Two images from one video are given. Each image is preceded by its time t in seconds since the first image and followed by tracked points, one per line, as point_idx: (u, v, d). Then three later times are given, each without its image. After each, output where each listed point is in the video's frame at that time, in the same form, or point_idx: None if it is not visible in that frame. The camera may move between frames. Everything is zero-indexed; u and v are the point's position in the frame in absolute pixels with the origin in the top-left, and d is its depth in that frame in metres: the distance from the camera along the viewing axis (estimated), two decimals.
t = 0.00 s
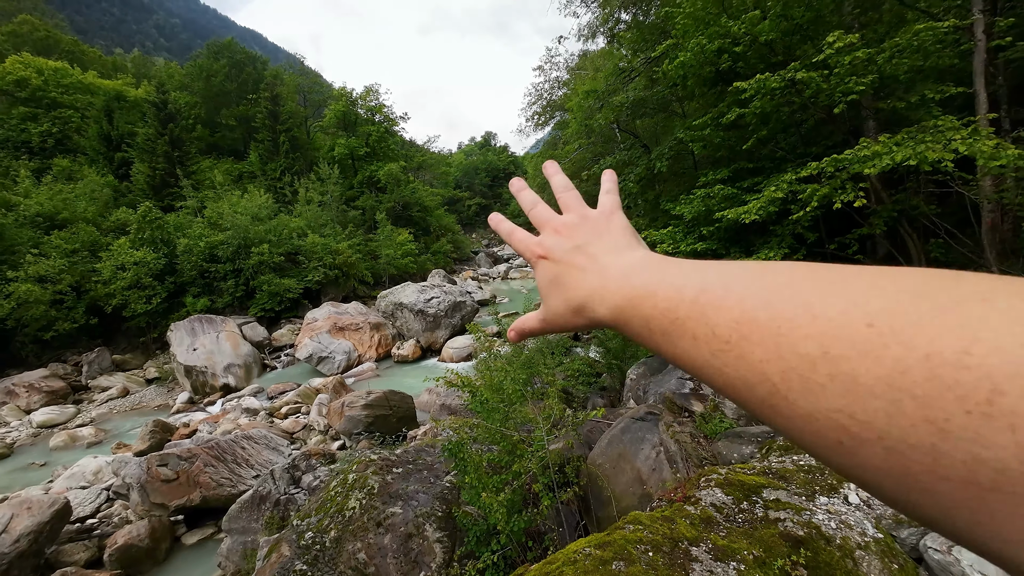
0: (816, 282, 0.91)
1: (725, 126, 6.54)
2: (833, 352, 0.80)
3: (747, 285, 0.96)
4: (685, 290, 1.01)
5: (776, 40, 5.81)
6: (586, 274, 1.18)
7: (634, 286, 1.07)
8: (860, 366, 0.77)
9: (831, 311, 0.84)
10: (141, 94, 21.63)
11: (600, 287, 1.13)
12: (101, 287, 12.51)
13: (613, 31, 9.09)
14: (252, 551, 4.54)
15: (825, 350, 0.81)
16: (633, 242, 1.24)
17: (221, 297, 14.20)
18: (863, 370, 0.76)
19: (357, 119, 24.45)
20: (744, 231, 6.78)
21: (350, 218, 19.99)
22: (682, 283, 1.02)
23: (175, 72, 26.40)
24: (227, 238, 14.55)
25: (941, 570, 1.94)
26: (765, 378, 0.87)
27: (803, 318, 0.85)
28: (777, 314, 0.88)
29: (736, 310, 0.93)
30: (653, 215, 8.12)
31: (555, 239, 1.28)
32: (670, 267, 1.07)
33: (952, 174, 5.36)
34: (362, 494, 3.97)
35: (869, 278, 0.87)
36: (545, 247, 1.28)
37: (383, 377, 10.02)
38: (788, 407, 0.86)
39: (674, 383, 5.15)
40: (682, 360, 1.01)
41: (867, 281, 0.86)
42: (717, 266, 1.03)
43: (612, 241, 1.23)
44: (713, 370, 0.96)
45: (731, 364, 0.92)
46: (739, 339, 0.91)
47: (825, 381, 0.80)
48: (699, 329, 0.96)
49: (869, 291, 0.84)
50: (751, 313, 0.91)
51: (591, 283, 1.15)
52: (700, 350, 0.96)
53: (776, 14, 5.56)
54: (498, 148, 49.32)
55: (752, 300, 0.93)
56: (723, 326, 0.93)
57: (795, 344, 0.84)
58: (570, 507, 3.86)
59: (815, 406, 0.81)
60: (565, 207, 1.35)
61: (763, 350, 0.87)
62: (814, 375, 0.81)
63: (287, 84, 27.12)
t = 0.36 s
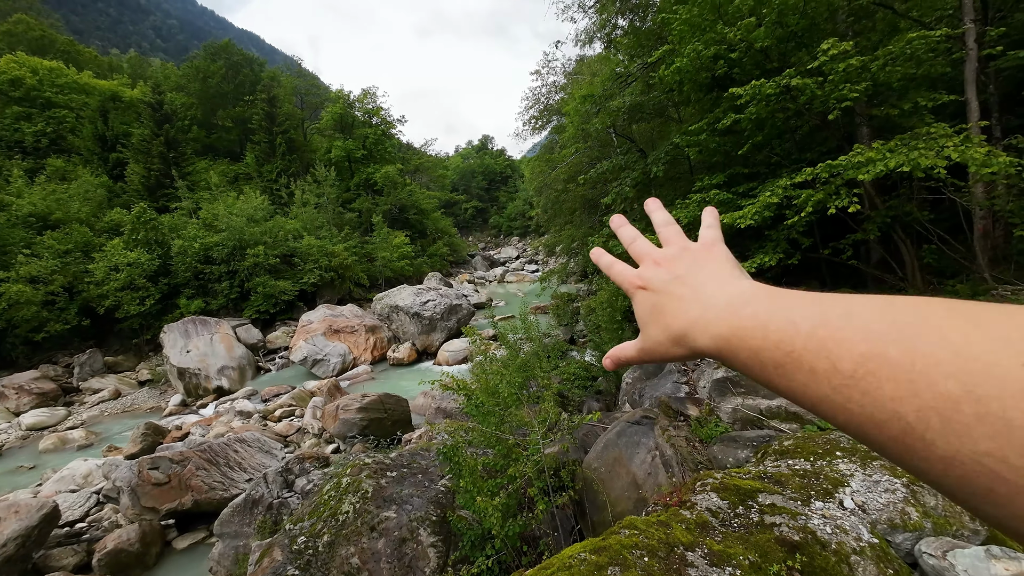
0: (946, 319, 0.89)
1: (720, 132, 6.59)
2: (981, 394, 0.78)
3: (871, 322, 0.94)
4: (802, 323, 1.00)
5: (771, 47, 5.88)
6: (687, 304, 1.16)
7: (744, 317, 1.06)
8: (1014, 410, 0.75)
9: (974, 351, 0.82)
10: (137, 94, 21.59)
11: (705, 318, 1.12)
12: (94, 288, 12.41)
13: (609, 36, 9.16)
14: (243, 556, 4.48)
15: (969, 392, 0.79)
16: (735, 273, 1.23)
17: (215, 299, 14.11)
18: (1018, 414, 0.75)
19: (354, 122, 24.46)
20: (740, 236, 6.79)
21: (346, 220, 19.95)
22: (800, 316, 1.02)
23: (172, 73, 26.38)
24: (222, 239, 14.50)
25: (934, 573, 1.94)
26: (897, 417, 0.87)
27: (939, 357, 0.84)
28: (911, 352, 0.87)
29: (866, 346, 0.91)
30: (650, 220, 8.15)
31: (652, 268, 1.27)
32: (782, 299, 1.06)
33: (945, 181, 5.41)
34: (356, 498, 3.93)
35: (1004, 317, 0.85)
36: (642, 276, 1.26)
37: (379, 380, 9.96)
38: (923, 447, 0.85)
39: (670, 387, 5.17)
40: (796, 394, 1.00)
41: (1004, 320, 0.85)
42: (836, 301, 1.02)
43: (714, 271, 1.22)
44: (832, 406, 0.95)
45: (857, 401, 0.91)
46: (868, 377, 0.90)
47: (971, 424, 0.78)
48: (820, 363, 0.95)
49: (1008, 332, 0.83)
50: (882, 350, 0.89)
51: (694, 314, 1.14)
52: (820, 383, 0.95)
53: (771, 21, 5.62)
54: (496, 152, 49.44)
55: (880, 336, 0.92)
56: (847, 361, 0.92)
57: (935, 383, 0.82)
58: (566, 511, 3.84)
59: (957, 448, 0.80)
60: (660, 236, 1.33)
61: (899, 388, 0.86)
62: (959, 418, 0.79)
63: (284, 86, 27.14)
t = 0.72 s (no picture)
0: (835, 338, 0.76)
1: (718, 135, 6.62)
2: (871, 436, 0.65)
3: (752, 343, 0.81)
4: (670, 342, 0.87)
5: (768, 52, 5.92)
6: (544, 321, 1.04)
7: (604, 335, 0.94)
8: (905, 455, 0.62)
9: (866, 377, 0.69)
10: (135, 93, 21.51)
11: (565, 335, 0.99)
12: (89, 287, 12.34)
13: (609, 40, 9.19)
14: (237, 557, 4.45)
15: (862, 434, 0.65)
16: (592, 277, 1.12)
17: (211, 298, 14.05)
18: (912, 461, 0.61)
19: (353, 122, 24.45)
20: (736, 240, 6.82)
21: (345, 221, 19.93)
22: (665, 331, 0.89)
23: (170, 72, 26.32)
24: (219, 239, 14.45)
25: None
26: (786, 458, 0.73)
27: (828, 389, 0.70)
28: (795, 380, 0.74)
29: (744, 373, 0.78)
30: (647, 223, 8.18)
31: (501, 278, 1.14)
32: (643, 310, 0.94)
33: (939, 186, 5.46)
34: (351, 499, 3.92)
35: (896, 333, 0.74)
36: (491, 288, 1.14)
37: (374, 381, 9.94)
38: (814, 493, 0.71)
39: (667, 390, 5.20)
40: (678, 426, 0.87)
41: (895, 338, 0.73)
42: (704, 313, 0.90)
43: (567, 277, 1.09)
44: (716, 442, 0.82)
45: (741, 437, 0.78)
46: (748, 411, 0.77)
47: (863, 472, 0.65)
48: (697, 393, 0.82)
49: (901, 353, 0.70)
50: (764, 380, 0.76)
51: (553, 331, 1.02)
52: (700, 417, 0.82)
53: (768, 26, 5.68)
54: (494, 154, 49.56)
55: (761, 359, 0.79)
56: (729, 392, 0.79)
57: (822, 423, 0.69)
58: (562, 514, 3.84)
59: (850, 497, 0.67)
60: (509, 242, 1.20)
61: (783, 425, 0.73)
62: (849, 465, 0.66)
63: (282, 86, 27.09)
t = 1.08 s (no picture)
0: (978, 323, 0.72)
1: (718, 137, 6.63)
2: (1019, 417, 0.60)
3: (881, 329, 0.79)
4: (793, 335, 0.87)
5: (769, 54, 5.92)
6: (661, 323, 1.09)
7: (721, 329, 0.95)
8: None
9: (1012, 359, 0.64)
10: (134, 88, 21.48)
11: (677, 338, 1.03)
12: (86, 282, 12.33)
13: (609, 40, 9.19)
14: (233, 554, 4.45)
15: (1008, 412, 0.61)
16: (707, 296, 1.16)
17: (209, 295, 14.03)
18: None
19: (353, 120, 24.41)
20: (736, 242, 6.82)
21: (344, 219, 19.91)
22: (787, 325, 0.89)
23: (170, 68, 26.28)
24: (218, 235, 14.42)
25: None
26: (921, 442, 0.69)
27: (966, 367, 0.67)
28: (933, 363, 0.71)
29: (875, 357, 0.76)
30: (647, 223, 8.19)
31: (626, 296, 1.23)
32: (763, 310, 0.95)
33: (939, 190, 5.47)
34: (349, 497, 3.91)
35: None
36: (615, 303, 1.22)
37: (373, 380, 9.92)
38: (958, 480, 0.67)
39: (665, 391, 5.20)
40: (799, 420, 0.84)
41: None
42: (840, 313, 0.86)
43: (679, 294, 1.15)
44: (844, 431, 0.78)
45: (872, 427, 0.75)
46: (881, 396, 0.74)
47: (1013, 453, 0.59)
48: (823, 379, 0.80)
49: None
50: (898, 364, 0.73)
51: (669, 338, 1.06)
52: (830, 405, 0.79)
53: (770, 28, 5.68)
54: (494, 153, 49.49)
55: (894, 344, 0.76)
56: (858, 376, 0.76)
57: (964, 402, 0.65)
58: (559, 513, 3.84)
59: (1003, 483, 0.62)
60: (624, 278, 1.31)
61: (918, 409, 0.70)
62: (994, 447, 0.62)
63: (282, 83, 27.04)
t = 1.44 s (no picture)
0: (864, 357, 0.78)
1: (719, 138, 6.63)
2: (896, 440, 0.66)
3: (782, 365, 0.83)
4: (708, 366, 0.89)
5: (771, 55, 5.92)
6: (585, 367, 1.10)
7: (642, 367, 0.97)
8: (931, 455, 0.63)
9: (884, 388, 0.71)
10: (135, 83, 21.43)
11: (609, 374, 1.02)
12: (85, 277, 12.31)
13: (611, 40, 9.18)
14: (230, 550, 4.46)
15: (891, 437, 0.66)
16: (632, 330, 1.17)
17: (208, 291, 14.00)
18: (940, 461, 0.63)
19: (354, 117, 24.34)
20: (735, 243, 6.82)
21: (344, 216, 19.88)
22: (703, 358, 0.91)
23: (171, 63, 26.23)
24: (217, 231, 14.39)
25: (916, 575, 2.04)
26: (825, 467, 0.74)
27: (852, 400, 0.72)
28: (821, 392, 0.76)
29: (781, 389, 0.80)
30: (647, 224, 8.18)
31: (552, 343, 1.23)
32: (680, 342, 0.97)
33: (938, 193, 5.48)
34: (347, 493, 3.92)
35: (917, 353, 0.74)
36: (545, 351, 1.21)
37: (371, 377, 9.93)
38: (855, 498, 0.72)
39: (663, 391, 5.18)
40: (723, 449, 0.86)
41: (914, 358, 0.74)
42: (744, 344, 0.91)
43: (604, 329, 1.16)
44: (761, 459, 0.81)
45: (782, 450, 0.79)
46: (786, 423, 0.78)
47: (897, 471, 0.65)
48: (741, 409, 0.83)
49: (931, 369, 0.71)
50: (798, 395, 0.78)
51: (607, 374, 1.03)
52: (746, 435, 0.82)
53: (772, 29, 5.67)
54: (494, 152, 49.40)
55: (794, 377, 0.80)
56: (763, 407, 0.80)
57: (852, 431, 0.70)
58: (556, 511, 3.83)
59: (887, 499, 0.67)
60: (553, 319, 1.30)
61: (819, 436, 0.73)
62: (880, 465, 0.67)
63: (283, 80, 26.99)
